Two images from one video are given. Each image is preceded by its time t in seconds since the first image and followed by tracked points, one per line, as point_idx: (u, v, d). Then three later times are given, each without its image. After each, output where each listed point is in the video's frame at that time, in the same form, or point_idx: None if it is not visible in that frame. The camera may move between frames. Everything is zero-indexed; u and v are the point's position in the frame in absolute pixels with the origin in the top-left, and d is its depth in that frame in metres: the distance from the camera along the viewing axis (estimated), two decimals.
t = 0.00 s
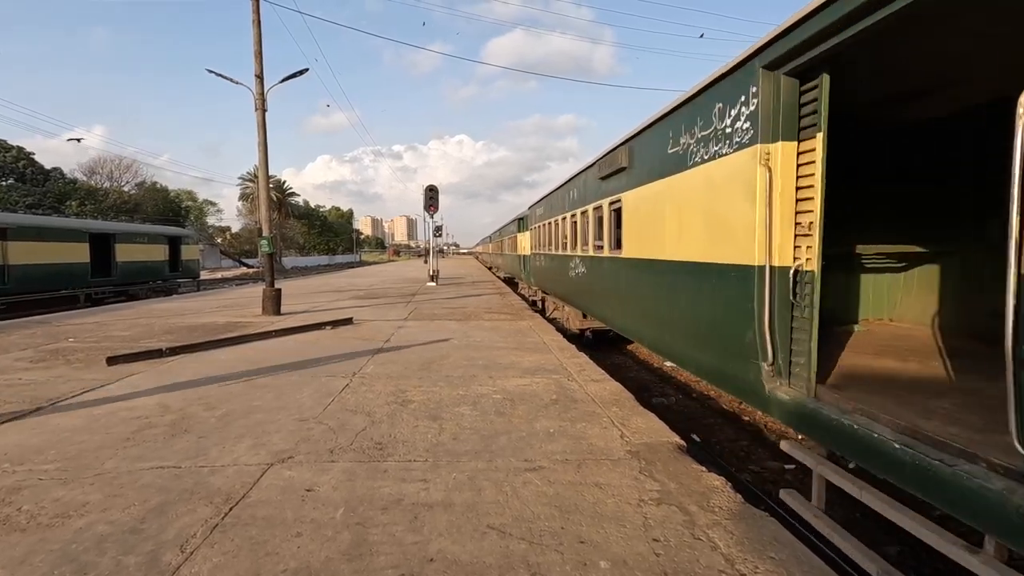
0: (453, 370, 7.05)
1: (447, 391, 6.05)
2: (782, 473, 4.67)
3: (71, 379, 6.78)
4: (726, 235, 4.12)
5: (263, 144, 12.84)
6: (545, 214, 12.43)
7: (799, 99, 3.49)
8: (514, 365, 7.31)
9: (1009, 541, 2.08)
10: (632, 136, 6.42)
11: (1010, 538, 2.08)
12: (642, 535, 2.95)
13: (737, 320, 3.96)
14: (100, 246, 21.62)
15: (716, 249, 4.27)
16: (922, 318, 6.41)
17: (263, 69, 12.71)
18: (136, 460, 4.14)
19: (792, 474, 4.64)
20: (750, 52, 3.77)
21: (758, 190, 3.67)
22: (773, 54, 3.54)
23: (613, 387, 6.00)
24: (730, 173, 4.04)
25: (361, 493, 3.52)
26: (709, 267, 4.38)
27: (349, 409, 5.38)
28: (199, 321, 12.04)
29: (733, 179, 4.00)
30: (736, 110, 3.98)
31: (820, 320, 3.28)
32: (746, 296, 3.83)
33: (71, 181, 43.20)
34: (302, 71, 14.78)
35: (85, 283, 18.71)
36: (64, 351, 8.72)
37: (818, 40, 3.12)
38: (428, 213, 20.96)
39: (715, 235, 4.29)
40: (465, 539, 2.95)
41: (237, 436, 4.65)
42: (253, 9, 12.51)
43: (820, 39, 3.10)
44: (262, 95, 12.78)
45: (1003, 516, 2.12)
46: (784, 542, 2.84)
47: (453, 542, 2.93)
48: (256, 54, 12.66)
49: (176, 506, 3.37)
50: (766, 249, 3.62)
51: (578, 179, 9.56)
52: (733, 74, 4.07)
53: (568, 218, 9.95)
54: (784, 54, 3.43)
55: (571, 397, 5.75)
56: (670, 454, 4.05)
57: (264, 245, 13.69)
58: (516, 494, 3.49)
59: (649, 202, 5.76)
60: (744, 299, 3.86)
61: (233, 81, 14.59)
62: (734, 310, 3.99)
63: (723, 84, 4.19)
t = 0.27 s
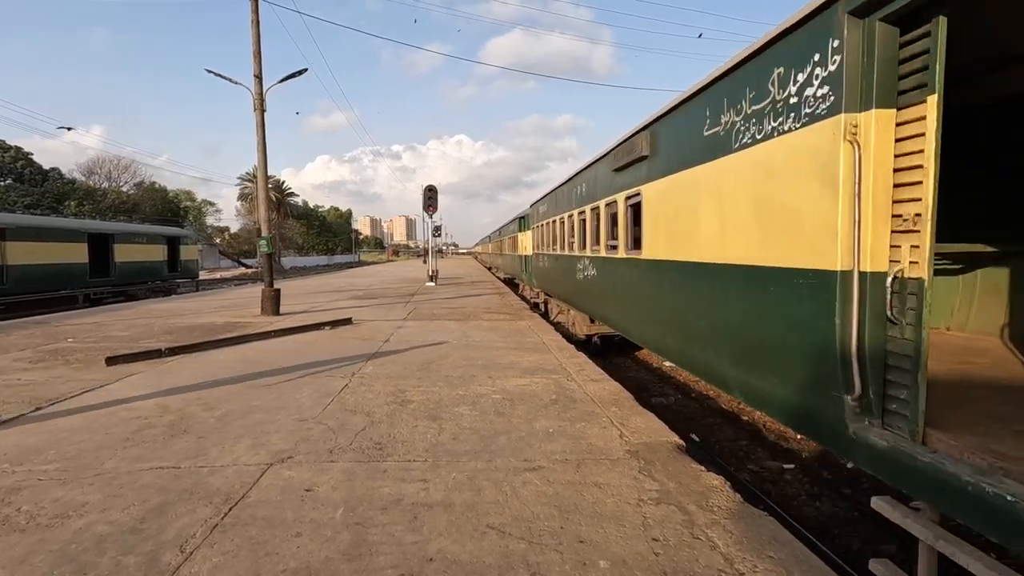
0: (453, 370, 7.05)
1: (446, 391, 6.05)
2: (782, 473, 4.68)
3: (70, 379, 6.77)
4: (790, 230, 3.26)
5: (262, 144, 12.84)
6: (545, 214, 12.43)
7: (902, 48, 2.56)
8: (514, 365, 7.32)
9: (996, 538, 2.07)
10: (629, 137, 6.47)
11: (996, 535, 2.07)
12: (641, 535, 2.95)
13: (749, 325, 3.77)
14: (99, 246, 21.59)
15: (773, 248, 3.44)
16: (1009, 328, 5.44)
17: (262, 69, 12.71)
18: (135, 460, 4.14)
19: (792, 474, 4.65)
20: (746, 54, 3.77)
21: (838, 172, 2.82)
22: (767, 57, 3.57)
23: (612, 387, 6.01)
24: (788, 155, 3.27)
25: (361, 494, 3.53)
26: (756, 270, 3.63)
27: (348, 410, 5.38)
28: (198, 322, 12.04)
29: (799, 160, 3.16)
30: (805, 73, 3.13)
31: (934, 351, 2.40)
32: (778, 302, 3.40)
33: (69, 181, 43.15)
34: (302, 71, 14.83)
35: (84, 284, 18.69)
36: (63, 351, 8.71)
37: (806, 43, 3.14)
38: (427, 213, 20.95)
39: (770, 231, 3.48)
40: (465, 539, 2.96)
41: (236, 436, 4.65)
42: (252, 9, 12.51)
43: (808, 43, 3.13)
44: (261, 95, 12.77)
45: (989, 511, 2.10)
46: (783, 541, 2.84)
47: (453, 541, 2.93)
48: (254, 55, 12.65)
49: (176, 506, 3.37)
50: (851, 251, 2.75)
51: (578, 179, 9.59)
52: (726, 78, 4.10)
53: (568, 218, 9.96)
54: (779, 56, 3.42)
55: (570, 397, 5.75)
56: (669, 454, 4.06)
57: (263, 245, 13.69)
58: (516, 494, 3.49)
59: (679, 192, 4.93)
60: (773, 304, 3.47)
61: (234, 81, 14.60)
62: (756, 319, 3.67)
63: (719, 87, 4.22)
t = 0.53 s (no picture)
0: (452, 370, 7.05)
1: (446, 391, 6.05)
2: (780, 472, 4.68)
3: (68, 380, 6.76)
4: (842, 222, 2.83)
5: (261, 144, 12.82)
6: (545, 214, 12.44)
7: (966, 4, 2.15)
8: (513, 365, 7.32)
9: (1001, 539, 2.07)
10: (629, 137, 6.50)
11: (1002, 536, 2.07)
12: (641, 534, 2.95)
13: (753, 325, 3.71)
14: (97, 247, 21.56)
15: (843, 245, 2.82)
16: None
17: (261, 69, 12.69)
18: (134, 460, 4.13)
19: (791, 473, 4.65)
20: (746, 53, 3.79)
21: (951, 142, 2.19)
22: (767, 57, 3.59)
23: (612, 387, 6.01)
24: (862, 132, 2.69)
25: (360, 494, 3.53)
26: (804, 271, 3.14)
27: (347, 410, 5.37)
28: (197, 322, 12.03)
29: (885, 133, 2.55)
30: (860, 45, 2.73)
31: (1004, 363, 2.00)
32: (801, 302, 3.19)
33: (67, 181, 43.09)
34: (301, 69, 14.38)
35: (82, 284, 18.66)
36: (61, 352, 8.69)
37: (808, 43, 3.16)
38: (426, 213, 20.95)
39: (838, 222, 2.87)
40: (464, 538, 2.96)
41: (236, 436, 4.64)
42: (251, 9, 12.49)
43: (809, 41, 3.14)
44: (260, 95, 12.76)
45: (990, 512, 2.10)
46: (783, 541, 2.84)
47: (452, 541, 2.93)
48: (254, 54, 12.63)
49: (175, 507, 3.37)
50: (978, 246, 2.09)
51: (579, 179, 9.60)
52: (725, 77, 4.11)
53: (568, 218, 9.97)
54: (781, 55, 3.44)
55: (570, 396, 5.76)
56: (668, 454, 4.06)
57: (262, 245, 13.67)
58: (515, 494, 3.49)
59: (710, 181, 4.29)
60: (790, 305, 3.29)
61: (230, 79, 14.13)
62: (768, 322, 3.53)
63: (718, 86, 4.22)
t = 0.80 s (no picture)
0: (451, 370, 7.05)
1: (445, 391, 6.05)
2: (780, 472, 4.69)
3: (67, 381, 6.75)
4: (846, 220, 2.83)
5: (260, 144, 12.81)
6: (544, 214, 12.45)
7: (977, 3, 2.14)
8: (512, 365, 7.32)
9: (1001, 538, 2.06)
10: (627, 136, 6.51)
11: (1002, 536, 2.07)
12: (640, 534, 2.95)
13: (755, 325, 3.67)
14: (96, 247, 21.54)
15: (859, 245, 2.73)
16: None
17: (260, 69, 12.69)
18: (133, 461, 4.12)
19: (790, 473, 4.65)
20: (747, 50, 3.78)
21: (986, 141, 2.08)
22: (765, 55, 3.60)
23: (611, 387, 6.01)
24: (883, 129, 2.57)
25: (360, 494, 3.52)
26: (813, 271, 3.07)
27: (346, 410, 5.37)
28: (196, 322, 12.02)
29: (912, 128, 2.40)
30: (862, 42, 2.72)
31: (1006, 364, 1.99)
32: (808, 303, 3.11)
33: (66, 182, 43.07)
34: (300, 70, 14.39)
35: (81, 284, 18.65)
36: (60, 352, 8.68)
37: (807, 42, 3.17)
38: (426, 213, 20.95)
39: (854, 220, 2.78)
40: (463, 539, 2.95)
41: (235, 437, 4.64)
42: (250, 9, 12.48)
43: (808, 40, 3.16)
44: (259, 95, 12.76)
45: (991, 512, 2.10)
46: (782, 540, 2.84)
47: (452, 542, 2.93)
48: (253, 54, 12.63)
49: (174, 507, 3.36)
50: (984, 245, 2.08)
51: (579, 179, 9.60)
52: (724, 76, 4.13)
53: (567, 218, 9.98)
54: (782, 52, 3.43)
55: (569, 396, 5.76)
56: (668, 453, 4.06)
57: (261, 246, 13.67)
58: (515, 494, 3.49)
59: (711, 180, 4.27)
60: (795, 304, 3.23)
61: (229, 78, 14.19)
62: (772, 322, 3.49)
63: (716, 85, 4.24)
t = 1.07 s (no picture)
0: (448, 372, 7.04)
1: (442, 392, 6.05)
2: (777, 472, 4.70)
3: (62, 383, 6.72)
4: (847, 220, 2.83)
5: (257, 146, 12.78)
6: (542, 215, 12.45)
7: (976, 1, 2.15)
8: (509, 366, 7.32)
9: (997, 536, 2.07)
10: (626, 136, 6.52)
11: (999, 533, 2.08)
12: (638, 535, 2.96)
13: (757, 325, 3.67)
14: (91, 249, 21.46)
15: (860, 244, 2.74)
16: None
17: (257, 70, 12.66)
18: (129, 463, 4.11)
19: (787, 473, 4.67)
20: (746, 50, 3.79)
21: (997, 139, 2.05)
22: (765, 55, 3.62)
23: (608, 388, 6.01)
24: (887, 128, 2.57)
25: (357, 496, 3.52)
26: (813, 270, 3.08)
27: (343, 412, 5.36)
28: (192, 324, 11.98)
29: (920, 125, 2.37)
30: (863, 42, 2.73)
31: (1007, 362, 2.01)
32: (812, 303, 3.10)
33: (62, 183, 42.93)
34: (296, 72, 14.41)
35: (77, 286, 18.58)
36: (55, 354, 8.64)
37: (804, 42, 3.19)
38: (423, 215, 20.92)
39: (855, 219, 2.78)
40: (461, 540, 2.95)
41: (231, 439, 4.62)
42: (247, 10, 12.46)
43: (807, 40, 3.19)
44: (256, 96, 12.73)
45: (990, 509, 2.11)
46: (780, 541, 2.85)
47: (449, 543, 2.93)
48: (249, 55, 12.60)
49: (171, 510, 3.35)
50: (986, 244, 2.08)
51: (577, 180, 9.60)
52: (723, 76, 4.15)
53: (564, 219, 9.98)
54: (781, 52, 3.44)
55: (567, 397, 5.76)
56: (665, 454, 4.06)
57: (258, 247, 13.64)
58: (513, 496, 3.49)
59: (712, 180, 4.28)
60: (799, 304, 3.21)
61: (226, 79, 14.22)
62: (772, 321, 3.49)
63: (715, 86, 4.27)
